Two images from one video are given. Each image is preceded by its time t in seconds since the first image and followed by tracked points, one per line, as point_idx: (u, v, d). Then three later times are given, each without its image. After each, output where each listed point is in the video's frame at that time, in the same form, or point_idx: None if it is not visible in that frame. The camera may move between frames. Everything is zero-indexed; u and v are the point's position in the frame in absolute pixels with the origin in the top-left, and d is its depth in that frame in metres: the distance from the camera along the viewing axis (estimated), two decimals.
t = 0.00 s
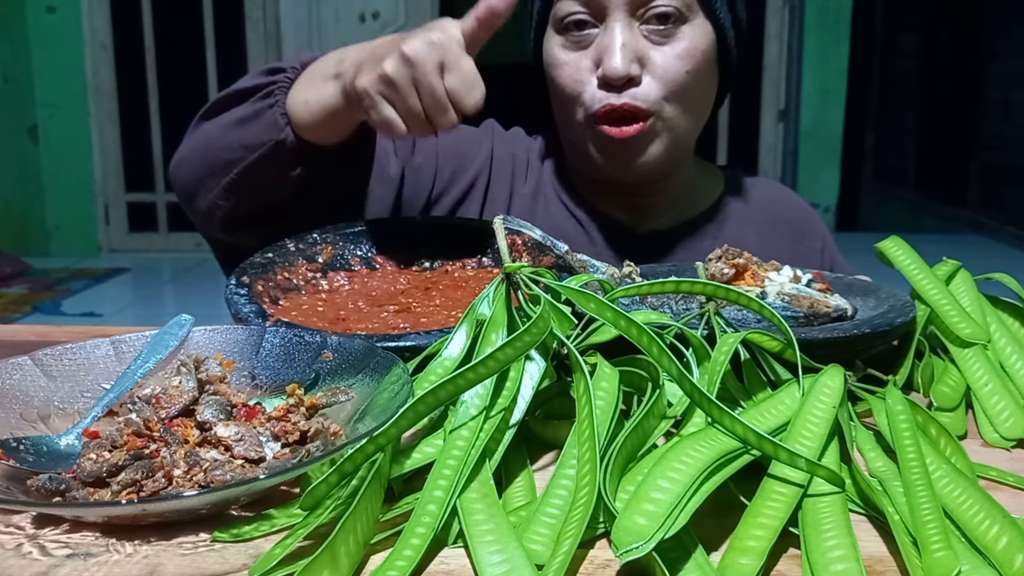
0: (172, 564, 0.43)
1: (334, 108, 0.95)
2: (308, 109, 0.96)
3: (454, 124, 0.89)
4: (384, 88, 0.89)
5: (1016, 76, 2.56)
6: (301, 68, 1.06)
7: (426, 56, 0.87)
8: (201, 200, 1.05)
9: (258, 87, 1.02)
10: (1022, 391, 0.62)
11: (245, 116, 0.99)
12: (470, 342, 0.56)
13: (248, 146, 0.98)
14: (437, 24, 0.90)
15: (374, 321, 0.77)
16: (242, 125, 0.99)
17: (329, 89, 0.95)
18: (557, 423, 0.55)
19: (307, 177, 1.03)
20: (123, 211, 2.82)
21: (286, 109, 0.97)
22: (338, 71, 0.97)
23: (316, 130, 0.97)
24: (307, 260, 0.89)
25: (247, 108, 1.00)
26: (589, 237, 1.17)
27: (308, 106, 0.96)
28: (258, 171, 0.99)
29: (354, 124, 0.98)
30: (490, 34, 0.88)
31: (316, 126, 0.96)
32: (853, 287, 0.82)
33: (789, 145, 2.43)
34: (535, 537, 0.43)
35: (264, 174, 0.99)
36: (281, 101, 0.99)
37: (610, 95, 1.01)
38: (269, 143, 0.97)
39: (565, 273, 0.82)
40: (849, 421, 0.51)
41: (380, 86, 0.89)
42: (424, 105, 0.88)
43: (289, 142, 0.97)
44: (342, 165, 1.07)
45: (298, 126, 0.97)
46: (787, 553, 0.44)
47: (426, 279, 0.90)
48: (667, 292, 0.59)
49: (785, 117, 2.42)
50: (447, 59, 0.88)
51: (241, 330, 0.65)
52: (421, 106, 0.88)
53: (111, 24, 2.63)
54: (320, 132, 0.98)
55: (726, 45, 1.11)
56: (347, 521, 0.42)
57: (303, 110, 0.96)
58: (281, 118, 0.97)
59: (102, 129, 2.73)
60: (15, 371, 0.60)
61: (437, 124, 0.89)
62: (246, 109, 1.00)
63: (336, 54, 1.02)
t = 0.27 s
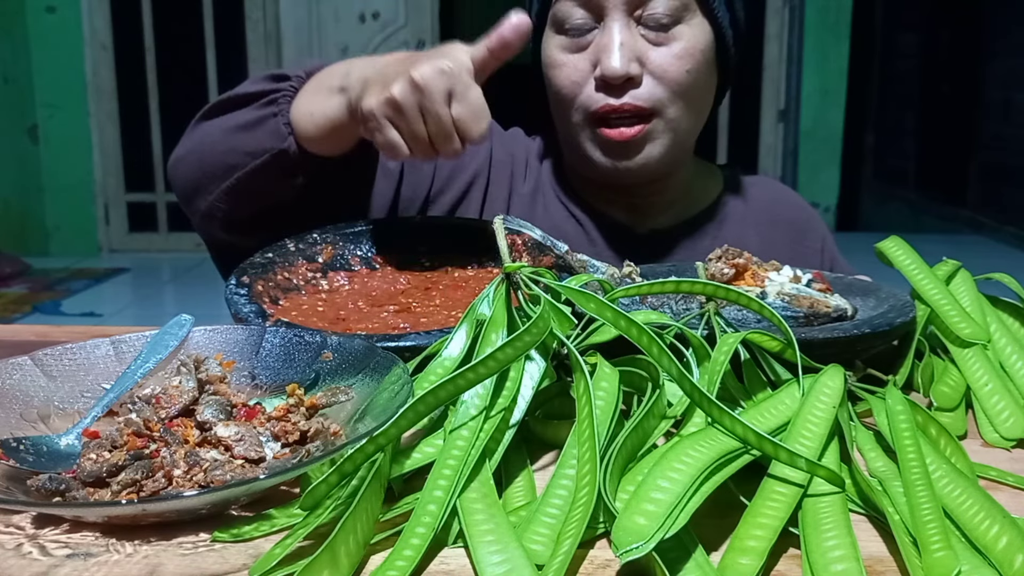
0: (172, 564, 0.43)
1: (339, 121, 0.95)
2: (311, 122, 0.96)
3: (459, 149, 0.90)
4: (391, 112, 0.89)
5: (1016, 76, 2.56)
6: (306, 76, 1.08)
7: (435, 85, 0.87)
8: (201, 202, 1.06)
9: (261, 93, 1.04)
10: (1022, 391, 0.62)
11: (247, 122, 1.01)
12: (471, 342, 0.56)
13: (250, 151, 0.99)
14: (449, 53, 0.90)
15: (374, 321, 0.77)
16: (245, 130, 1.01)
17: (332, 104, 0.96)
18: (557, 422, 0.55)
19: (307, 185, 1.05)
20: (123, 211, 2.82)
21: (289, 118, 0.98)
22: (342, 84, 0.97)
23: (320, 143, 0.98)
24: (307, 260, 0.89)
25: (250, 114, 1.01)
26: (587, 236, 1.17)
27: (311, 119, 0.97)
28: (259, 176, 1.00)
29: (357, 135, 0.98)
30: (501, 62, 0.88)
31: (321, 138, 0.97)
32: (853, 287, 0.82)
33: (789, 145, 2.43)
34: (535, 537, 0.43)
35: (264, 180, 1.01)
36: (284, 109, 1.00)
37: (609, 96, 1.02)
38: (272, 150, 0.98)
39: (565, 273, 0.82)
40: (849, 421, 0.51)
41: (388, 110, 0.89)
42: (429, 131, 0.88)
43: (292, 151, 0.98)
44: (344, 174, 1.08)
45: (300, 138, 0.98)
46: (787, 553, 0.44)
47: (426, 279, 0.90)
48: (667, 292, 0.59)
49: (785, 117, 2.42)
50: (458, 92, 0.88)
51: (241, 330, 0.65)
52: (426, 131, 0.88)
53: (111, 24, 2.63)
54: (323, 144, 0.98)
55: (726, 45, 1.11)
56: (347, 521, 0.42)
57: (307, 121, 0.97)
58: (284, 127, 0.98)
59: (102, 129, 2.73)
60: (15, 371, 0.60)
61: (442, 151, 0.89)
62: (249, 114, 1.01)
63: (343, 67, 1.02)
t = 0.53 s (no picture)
0: (172, 564, 0.43)
1: (339, 124, 0.96)
2: (311, 126, 0.98)
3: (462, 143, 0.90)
4: (392, 108, 0.89)
5: (1016, 76, 2.56)
6: (304, 82, 1.09)
7: (433, 78, 0.87)
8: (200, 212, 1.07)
9: (261, 101, 1.06)
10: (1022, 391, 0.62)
11: (248, 130, 1.02)
12: (471, 342, 0.56)
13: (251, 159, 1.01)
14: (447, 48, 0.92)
15: (374, 321, 0.77)
16: (245, 139, 1.02)
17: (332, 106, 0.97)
18: (557, 422, 0.55)
19: (306, 194, 1.06)
20: (123, 211, 2.82)
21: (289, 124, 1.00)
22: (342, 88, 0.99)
23: (320, 148, 1.00)
24: (307, 260, 0.89)
25: (250, 123, 1.03)
26: (586, 237, 1.17)
27: (313, 124, 0.98)
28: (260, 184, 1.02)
29: (359, 139, 0.99)
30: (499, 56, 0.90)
31: (322, 140, 0.98)
32: (853, 287, 0.82)
33: (789, 145, 2.43)
34: (535, 537, 0.43)
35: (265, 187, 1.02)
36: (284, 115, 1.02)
37: (608, 96, 1.02)
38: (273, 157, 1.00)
39: (565, 273, 0.82)
40: (849, 421, 0.51)
41: (388, 106, 0.89)
42: (432, 125, 0.89)
43: (293, 158, 1.00)
44: (345, 181, 1.09)
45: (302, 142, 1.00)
46: (787, 553, 0.44)
47: (426, 279, 0.90)
48: (667, 292, 0.59)
49: (785, 117, 2.42)
50: (456, 85, 0.88)
51: (241, 330, 0.65)
52: (428, 125, 0.89)
53: (111, 24, 2.63)
54: (324, 147, 1.00)
55: (725, 45, 1.11)
56: (347, 521, 0.42)
57: (306, 126, 0.99)
58: (285, 134, 1.00)
59: (102, 129, 2.73)
60: (15, 371, 0.60)
61: (445, 144, 0.89)
62: (249, 123, 1.03)
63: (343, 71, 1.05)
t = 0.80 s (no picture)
0: (172, 564, 0.43)
1: (341, 124, 0.97)
2: (311, 129, 0.99)
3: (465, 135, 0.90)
4: (394, 102, 0.89)
5: (1016, 76, 2.56)
6: (301, 87, 1.10)
7: (433, 70, 0.88)
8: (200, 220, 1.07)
9: (259, 108, 1.06)
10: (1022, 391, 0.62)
11: (247, 136, 1.02)
12: (470, 342, 0.56)
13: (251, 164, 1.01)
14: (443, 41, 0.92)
15: (374, 321, 0.77)
16: (245, 145, 1.02)
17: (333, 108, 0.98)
18: (557, 423, 0.55)
19: (309, 198, 1.07)
20: (123, 210, 2.82)
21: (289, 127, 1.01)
22: (341, 89, 1.00)
23: (320, 149, 1.00)
24: (307, 260, 0.89)
25: (249, 128, 1.03)
26: (584, 238, 1.17)
27: (313, 126, 0.99)
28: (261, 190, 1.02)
29: (360, 137, 1.00)
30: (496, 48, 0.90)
31: (324, 141, 0.99)
32: (852, 287, 0.82)
33: (789, 145, 2.43)
34: (535, 536, 0.43)
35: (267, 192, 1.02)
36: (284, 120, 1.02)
37: (603, 96, 1.02)
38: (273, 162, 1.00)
39: (566, 273, 0.82)
40: (849, 421, 0.51)
41: (390, 100, 0.89)
42: (435, 118, 0.89)
43: (294, 161, 1.00)
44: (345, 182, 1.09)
45: (302, 145, 1.00)
46: (787, 552, 0.44)
47: (427, 279, 0.90)
48: (667, 292, 0.59)
49: (785, 117, 2.42)
50: (457, 75, 0.88)
51: (241, 330, 0.65)
52: (432, 118, 0.89)
53: (111, 24, 2.63)
54: (325, 147, 1.00)
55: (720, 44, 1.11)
56: (347, 521, 0.42)
57: (307, 128, 0.99)
58: (286, 138, 1.01)
59: (102, 129, 2.73)
60: (15, 371, 0.60)
61: (449, 136, 0.89)
62: (248, 129, 1.03)
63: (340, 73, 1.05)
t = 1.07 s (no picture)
0: (172, 564, 0.43)
1: (340, 134, 0.97)
2: (311, 138, 0.99)
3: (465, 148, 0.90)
4: (394, 115, 0.89)
5: (1016, 76, 2.56)
6: (302, 95, 1.10)
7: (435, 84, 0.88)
8: (198, 225, 1.06)
9: (259, 115, 1.06)
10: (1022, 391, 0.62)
11: (246, 144, 1.02)
12: (470, 342, 0.56)
13: (252, 172, 1.01)
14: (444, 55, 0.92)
15: (374, 321, 0.77)
16: (245, 153, 1.02)
17: (332, 119, 0.98)
18: (557, 423, 0.55)
19: (308, 206, 1.07)
20: (123, 210, 2.82)
21: (289, 137, 1.01)
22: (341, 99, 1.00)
23: (320, 158, 1.00)
24: (307, 260, 0.89)
25: (249, 136, 1.03)
26: (583, 239, 1.17)
27: (312, 137, 0.99)
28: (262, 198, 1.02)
29: (358, 147, 1.00)
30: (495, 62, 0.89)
31: (322, 150, 0.99)
32: (853, 287, 0.82)
33: (789, 145, 2.43)
34: (535, 537, 0.43)
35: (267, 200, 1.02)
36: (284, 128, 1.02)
37: (602, 95, 1.02)
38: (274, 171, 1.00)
39: (566, 273, 0.82)
40: (849, 421, 0.51)
41: (390, 113, 0.89)
42: (435, 131, 0.89)
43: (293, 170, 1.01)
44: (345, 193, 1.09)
45: (301, 155, 1.00)
46: (787, 553, 0.44)
47: (427, 279, 0.90)
48: (667, 292, 0.59)
49: (785, 117, 2.42)
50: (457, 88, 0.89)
51: (241, 330, 0.65)
52: (432, 131, 0.89)
53: (111, 24, 2.63)
54: (323, 157, 1.00)
55: (719, 43, 1.11)
56: (347, 521, 0.42)
57: (306, 138, 0.99)
58: (285, 146, 1.01)
59: (102, 129, 2.73)
60: (15, 371, 0.60)
61: (450, 150, 0.89)
62: (248, 136, 1.03)
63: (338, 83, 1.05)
